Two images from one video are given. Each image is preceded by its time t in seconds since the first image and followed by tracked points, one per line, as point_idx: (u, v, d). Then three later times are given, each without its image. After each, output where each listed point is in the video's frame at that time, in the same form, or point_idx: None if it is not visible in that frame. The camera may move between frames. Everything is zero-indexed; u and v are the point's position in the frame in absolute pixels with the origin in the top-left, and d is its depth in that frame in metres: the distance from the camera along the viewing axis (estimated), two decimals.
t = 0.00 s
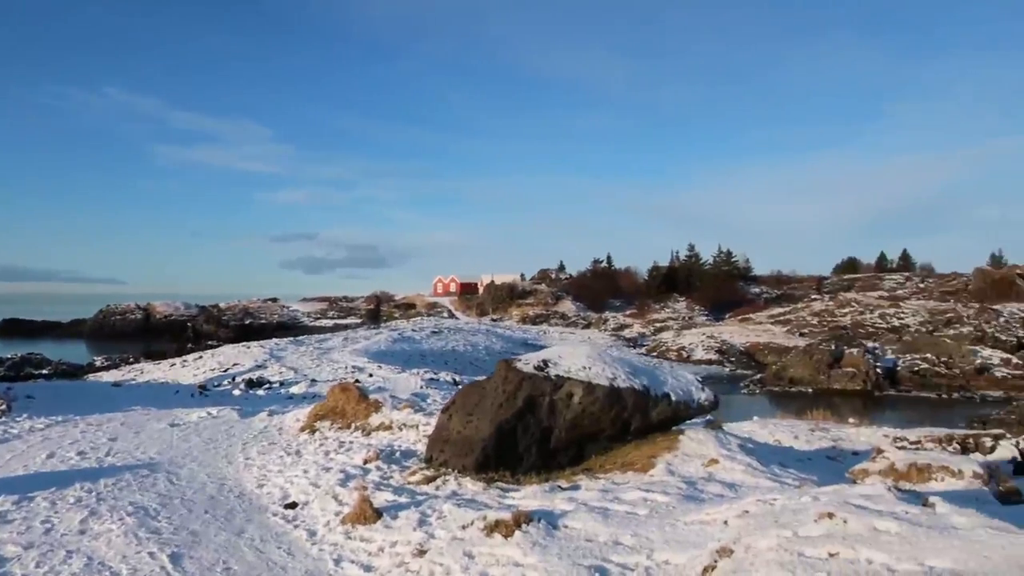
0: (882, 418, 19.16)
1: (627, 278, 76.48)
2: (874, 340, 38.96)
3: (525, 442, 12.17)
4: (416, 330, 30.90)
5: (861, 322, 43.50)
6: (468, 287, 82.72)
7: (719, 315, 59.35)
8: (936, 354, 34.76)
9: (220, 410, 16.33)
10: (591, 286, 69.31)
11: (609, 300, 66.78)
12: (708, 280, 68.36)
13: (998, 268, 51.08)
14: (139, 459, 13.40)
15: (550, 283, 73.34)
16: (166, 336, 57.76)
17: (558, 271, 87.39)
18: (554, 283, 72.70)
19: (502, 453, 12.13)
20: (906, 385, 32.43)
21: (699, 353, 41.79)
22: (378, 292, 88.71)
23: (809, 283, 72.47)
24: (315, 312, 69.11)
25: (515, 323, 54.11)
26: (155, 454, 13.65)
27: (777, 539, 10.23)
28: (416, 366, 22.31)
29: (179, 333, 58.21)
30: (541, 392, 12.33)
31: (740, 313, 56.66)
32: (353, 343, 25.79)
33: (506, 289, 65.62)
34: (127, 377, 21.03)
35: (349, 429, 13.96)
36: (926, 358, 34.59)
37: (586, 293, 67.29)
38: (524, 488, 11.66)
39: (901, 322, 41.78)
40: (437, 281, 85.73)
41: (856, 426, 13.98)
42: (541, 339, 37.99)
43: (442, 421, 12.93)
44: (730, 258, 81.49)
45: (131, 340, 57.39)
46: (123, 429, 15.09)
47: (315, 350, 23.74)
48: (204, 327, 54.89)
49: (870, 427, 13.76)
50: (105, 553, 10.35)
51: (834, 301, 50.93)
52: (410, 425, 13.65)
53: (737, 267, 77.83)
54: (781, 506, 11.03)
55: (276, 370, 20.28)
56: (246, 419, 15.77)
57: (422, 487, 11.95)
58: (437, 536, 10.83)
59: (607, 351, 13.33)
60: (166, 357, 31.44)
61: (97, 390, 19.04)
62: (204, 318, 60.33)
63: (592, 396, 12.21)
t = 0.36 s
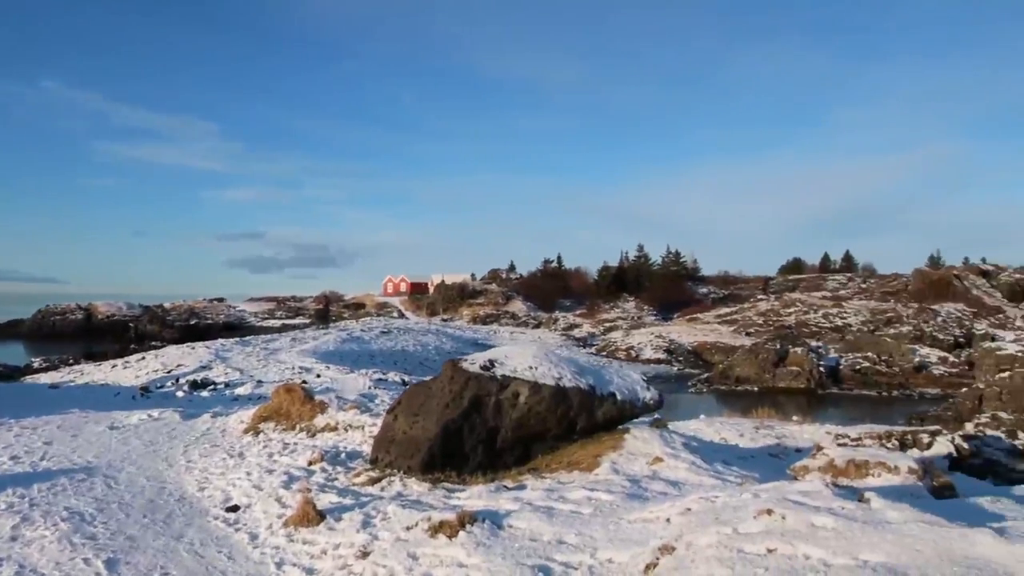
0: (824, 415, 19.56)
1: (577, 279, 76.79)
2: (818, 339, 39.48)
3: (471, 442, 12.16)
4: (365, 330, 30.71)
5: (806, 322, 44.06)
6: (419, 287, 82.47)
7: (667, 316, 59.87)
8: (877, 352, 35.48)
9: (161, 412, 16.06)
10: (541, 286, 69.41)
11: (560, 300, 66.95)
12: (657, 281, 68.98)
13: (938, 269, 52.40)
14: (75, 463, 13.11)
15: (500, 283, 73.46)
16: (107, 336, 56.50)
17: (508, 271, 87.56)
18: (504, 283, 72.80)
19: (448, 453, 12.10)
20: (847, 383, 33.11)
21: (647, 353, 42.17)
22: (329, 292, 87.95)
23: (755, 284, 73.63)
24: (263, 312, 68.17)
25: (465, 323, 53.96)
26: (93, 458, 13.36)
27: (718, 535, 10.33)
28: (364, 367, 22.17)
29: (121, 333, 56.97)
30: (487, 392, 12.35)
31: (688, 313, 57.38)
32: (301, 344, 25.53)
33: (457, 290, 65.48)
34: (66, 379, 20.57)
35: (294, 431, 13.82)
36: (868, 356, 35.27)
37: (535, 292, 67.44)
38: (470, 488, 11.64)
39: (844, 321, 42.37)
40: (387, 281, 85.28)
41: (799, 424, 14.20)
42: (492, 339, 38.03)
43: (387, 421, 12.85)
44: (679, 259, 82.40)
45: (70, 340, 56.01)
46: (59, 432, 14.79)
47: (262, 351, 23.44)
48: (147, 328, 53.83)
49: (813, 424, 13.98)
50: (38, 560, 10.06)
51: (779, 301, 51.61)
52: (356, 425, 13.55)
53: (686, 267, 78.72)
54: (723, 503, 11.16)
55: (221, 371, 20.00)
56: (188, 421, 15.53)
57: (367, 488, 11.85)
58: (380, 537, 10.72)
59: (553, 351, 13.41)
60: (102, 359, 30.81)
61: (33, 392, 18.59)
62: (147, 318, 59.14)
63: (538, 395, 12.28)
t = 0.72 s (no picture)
0: (780, 415, 19.82)
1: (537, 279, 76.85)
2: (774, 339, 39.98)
3: (427, 442, 12.13)
4: (324, 329, 30.43)
5: (762, 322, 44.43)
6: (379, 287, 81.95)
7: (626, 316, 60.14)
8: (832, 353, 36.06)
9: (112, 413, 15.79)
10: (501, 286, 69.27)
11: (520, 300, 66.92)
12: (616, 280, 69.28)
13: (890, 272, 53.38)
14: (21, 466, 12.82)
15: (461, 282, 73.26)
16: (56, 335, 55.15)
17: (468, 271, 87.43)
18: (466, 283, 72.62)
19: (404, 453, 12.05)
20: (802, 383, 33.68)
21: (607, 353, 42.46)
22: (288, 291, 86.95)
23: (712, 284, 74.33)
24: (218, 312, 67.11)
25: (424, 323, 53.64)
26: (39, 460, 13.08)
27: (671, 535, 10.38)
28: (322, 367, 22.00)
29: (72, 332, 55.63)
30: (444, 392, 12.35)
31: (648, 313, 57.81)
32: (258, 343, 25.21)
33: (417, 289, 65.16)
34: (13, 379, 20.10)
35: (249, 432, 13.68)
36: (823, 357, 35.83)
37: (496, 292, 67.43)
38: (426, 489, 11.58)
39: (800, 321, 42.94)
40: (346, 280, 84.60)
41: (755, 423, 14.37)
42: (452, 339, 37.91)
43: (343, 422, 12.76)
44: (639, 260, 82.89)
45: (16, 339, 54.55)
46: (4, 433, 14.47)
47: (217, 351, 23.14)
48: (99, 327, 52.65)
49: (769, 423, 14.16)
50: None
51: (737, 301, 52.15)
52: (312, 426, 13.44)
53: (644, 268, 79.20)
54: (677, 502, 11.23)
55: (176, 371, 19.71)
56: (140, 422, 15.29)
57: (322, 489, 11.74)
58: (335, 538, 10.59)
59: (510, 351, 13.45)
60: (48, 359, 30.12)
61: None
62: (99, 317, 57.85)
63: (495, 395, 12.33)
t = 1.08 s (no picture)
0: (755, 414, 19.93)
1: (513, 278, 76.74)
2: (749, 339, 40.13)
3: (401, 443, 12.10)
4: (298, 329, 30.23)
5: (737, 323, 44.55)
6: (354, 287, 81.55)
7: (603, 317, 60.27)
8: (806, 353, 36.33)
9: (82, 413, 15.63)
10: (478, 286, 69.17)
11: (496, 300, 66.83)
12: (592, 280, 69.33)
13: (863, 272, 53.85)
14: None
15: (438, 282, 73.10)
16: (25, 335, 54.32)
17: (445, 271, 87.26)
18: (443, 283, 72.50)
19: (378, 453, 12.00)
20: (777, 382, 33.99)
21: (583, 353, 42.55)
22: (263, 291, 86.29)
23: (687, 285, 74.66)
24: (191, 311, 66.48)
25: (401, 323, 53.44)
26: (7, 462, 12.92)
27: (643, 534, 10.39)
28: (297, 367, 21.88)
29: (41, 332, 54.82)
30: (418, 392, 12.32)
31: (625, 313, 57.97)
32: (233, 343, 25.02)
33: (393, 289, 64.89)
34: None
35: (221, 432, 13.59)
36: (796, 357, 36.09)
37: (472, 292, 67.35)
38: (400, 489, 11.55)
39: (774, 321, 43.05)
40: (322, 279, 84.14)
41: (729, 423, 14.45)
42: (428, 339, 37.76)
43: (316, 422, 12.69)
44: (614, 260, 83.04)
45: None
46: None
47: (191, 351, 22.96)
48: (69, 326, 51.92)
49: (743, 423, 14.25)
50: None
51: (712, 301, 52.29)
52: (286, 426, 13.37)
53: (620, 268, 79.39)
54: (650, 502, 11.27)
55: (148, 371, 19.54)
56: (111, 423, 15.14)
57: (295, 490, 11.67)
58: (307, 540, 10.51)
59: (485, 351, 13.44)
60: (15, 360, 29.70)
61: None
62: (69, 317, 57.04)
63: (469, 395, 12.32)
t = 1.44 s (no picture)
0: (728, 415, 20.07)
1: (490, 279, 76.65)
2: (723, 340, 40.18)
3: (374, 445, 12.07)
4: (273, 331, 30.04)
5: (711, 324, 44.68)
6: (329, 289, 81.13)
7: (579, 318, 60.44)
8: (779, 354, 36.65)
9: (51, 417, 15.45)
10: (455, 288, 69.07)
11: (473, 301, 66.75)
12: (568, 282, 69.45)
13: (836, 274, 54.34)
14: None
15: (414, 283, 73.02)
16: None
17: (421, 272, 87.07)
18: (419, 284, 72.36)
19: (351, 456, 11.96)
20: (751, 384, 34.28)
21: (558, 354, 42.69)
22: (237, 292, 85.56)
23: (661, 286, 74.96)
24: (164, 313, 65.81)
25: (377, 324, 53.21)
26: None
27: (616, 535, 10.42)
28: (272, 368, 21.78)
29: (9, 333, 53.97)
30: (391, 394, 12.29)
31: (601, 315, 58.11)
32: (205, 345, 24.82)
33: (369, 291, 64.60)
34: None
35: (193, 435, 13.48)
36: (770, 358, 36.40)
37: (448, 293, 67.24)
38: (373, 492, 11.51)
39: (748, 322, 43.11)
40: (296, 280, 83.66)
41: (704, 423, 14.53)
42: (403, 341, 37.61)
43: (289, 424, 12.62)
44: (590, 261, 83.23)
45: None
46: None
47: (164, 353, 22.80)
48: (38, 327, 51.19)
49: (718, 423, 14.33)
50: None
51: (686, 304, 52.46)
52: (258, 429, 13.29)
53: (595, 270, 79.61)
54: (622, 503, 11.30)
55: (120, 373, 19.36)
56: (80, 425, 14.98)
57: (267, 493, 11.59)
58: (278, 543, 10.42)
59: (459, 353, 13.43)
60: None
61: None
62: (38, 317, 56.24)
63: (443, 397, 12.31)
